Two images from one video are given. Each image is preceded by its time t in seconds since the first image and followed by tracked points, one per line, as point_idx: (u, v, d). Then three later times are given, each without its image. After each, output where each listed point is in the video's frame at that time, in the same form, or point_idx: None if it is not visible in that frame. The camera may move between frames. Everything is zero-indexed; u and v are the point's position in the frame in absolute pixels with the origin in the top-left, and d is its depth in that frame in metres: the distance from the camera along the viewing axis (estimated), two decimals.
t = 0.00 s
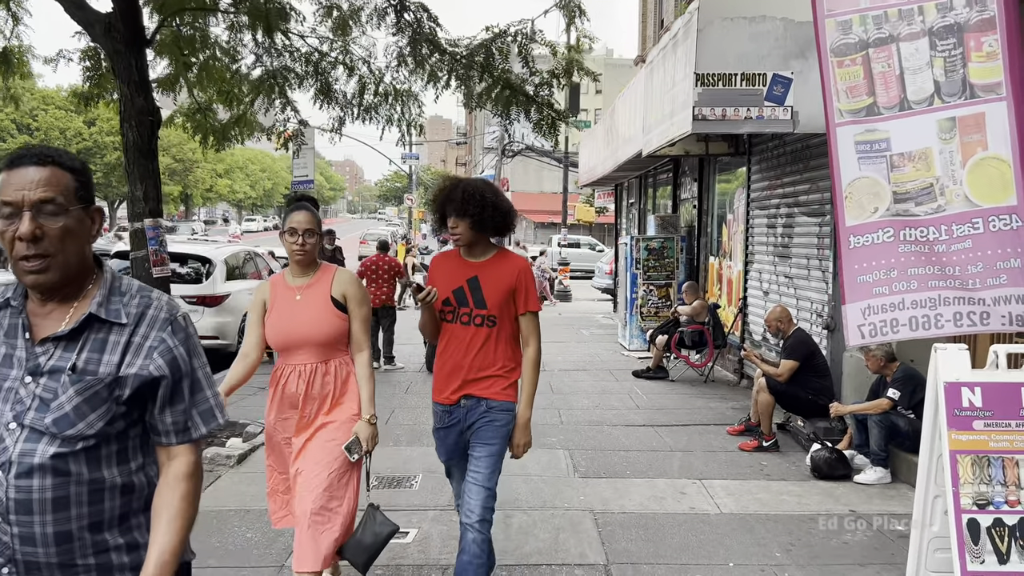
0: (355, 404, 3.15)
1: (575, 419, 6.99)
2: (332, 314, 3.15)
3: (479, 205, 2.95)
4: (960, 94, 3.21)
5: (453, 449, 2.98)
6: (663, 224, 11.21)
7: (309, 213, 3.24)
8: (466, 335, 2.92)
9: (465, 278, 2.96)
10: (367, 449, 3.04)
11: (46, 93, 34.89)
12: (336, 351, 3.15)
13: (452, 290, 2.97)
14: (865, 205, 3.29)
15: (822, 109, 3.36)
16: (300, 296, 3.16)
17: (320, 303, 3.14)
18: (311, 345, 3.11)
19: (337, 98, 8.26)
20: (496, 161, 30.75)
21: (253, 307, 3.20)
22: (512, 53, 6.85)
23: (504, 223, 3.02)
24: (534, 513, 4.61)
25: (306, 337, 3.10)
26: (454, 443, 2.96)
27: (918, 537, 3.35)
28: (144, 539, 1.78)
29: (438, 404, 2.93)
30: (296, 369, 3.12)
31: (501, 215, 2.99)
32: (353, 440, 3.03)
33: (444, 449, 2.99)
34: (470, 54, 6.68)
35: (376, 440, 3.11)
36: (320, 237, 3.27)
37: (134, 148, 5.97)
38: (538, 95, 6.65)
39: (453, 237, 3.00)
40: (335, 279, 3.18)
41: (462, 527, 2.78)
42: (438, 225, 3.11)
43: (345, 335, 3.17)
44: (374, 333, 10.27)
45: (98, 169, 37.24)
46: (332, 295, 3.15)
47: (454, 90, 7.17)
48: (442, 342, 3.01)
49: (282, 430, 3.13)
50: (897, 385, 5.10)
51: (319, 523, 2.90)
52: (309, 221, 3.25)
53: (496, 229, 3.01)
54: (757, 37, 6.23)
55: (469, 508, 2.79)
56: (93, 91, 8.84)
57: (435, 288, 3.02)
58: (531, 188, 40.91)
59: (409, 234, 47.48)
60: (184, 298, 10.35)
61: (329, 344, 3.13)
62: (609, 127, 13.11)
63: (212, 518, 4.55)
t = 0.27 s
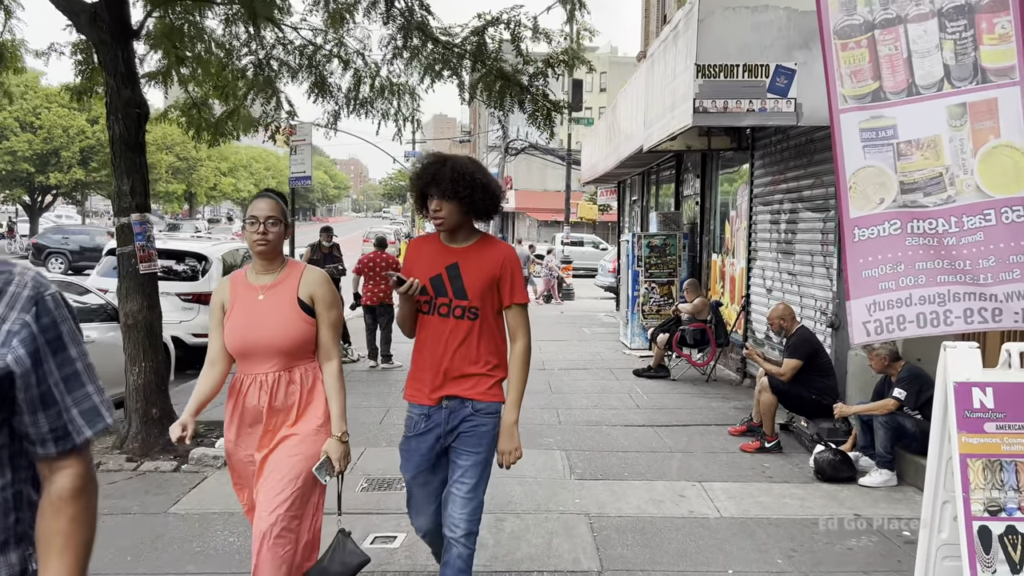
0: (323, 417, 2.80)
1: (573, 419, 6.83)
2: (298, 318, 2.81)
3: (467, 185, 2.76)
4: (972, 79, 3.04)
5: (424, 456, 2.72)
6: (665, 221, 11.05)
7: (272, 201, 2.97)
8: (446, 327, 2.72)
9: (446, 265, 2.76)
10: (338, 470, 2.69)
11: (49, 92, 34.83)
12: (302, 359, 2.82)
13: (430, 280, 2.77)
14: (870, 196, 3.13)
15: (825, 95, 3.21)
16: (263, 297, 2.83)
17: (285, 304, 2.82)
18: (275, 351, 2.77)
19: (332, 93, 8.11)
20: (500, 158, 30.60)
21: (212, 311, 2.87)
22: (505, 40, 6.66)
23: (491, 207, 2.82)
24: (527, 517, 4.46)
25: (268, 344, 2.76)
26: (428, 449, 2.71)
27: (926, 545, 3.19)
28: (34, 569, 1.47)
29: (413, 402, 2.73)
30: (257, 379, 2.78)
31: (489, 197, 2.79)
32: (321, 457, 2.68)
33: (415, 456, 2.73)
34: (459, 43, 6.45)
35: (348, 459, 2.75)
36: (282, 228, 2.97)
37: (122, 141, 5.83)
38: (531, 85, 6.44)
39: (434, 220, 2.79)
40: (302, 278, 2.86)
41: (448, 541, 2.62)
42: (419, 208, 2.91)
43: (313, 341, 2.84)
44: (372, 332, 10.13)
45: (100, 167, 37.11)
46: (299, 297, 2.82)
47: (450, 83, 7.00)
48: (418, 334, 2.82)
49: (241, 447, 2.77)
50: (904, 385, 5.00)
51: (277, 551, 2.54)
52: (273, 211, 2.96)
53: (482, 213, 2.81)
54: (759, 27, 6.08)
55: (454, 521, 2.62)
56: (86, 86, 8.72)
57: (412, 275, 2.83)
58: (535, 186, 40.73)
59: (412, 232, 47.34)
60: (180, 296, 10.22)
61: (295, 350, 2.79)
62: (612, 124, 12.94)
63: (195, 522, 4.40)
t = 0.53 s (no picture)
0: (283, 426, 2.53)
1: (572, 422, 6.67)
2: (254, 316, 2.52)
3: (443, 167, 2.43)
4: (985, 68, 2.88)
5: (392, 463, 2.36)
6: (668, 219, 10.88)
7: (227, 185, 2.64)
8: (422, 328, 2.38)
9: (422, 258, 2.42)
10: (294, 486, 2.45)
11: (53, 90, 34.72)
12: (259, 362, 2.54)
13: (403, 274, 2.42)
14: (877, 191, 2.96)
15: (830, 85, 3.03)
16: (215, 293, 2.54)
17: (239, 301, 2.52)
18: (227, 354, 2.49)
19: (327, 89, 7.95)
20: (503, 157, 30.44)
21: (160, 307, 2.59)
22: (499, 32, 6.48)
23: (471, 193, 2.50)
24: (520, 527, 4.30)
25: (219, 346, 2.48)
26: (398, 456, 2.36)
27: (936, 560, 3.02)
28: None
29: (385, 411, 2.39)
30: (208, 384, 2.50)
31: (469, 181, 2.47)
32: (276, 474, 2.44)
33: (382, 462, 2.35)
34: (450, 34, 6.22)
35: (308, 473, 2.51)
36: (241, 215, 2.66)
37: (108, 137, 5.68)
38: (526, 77, 6.23)
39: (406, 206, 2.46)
40: (259, 272, 2.56)
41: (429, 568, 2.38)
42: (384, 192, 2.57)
43: (271, 342, 2.55)
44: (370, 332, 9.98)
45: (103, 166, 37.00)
46: (255, 292, 2.53)
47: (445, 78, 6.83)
48: (389, 333, 2.47)
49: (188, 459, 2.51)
50: (911, 389, 4.83)
51: (230, 573, 2.39)
52: (228, 196, 2.64)
53: (462, 199, 2.48)
54: (763, 19, 5.91)
55: (435, 545, 2.38)
56: (77, 81, 8.57)
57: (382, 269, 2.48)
58: (539, 185, 40.56)
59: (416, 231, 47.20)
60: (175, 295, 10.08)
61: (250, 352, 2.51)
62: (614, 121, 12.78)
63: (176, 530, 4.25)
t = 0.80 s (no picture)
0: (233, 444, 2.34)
1: (572, 428, 6.50)
2: (199, 323, 2.31)
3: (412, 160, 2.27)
4: (1002, 62, 2.72)
5: (366, 492, 2.19)
6: (673, 219, 10.71)
7: (168, 176, 2.44)
8: (395, 345, 2.22)
9: (395, 267, 2.26)
10: (239, 513, 2.23)
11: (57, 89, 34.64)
12: (206, 372, 2.32)
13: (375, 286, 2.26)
14: (887, 193, 2.79)
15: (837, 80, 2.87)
16: (158, 296, 2.34)
17: (184, 307, 2.31)
18: (171, 365, 2.29)
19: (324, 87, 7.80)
20: (508, 156, 30.27)
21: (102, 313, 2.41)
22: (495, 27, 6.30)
23: (446, 189, 2.33)
24: (515, 541, 4.14)
25: (161, 355, 2.28)
26: (372, 485, 2.19)
27: None
28: None
29: (354, 433, 2.22)
30: (152, 397, 2.30)
31: (441, 176, 2.30)
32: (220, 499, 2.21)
33: (354, 491, 2.17)
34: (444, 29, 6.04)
35: (257, 496, 2.29)
36: (184, 210, 2.46)
37: (96, 137, 5.54)
38: (523, 74, 6.10)
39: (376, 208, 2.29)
40: (207, 273, 2.35)
41: None
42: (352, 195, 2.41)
43: (221, 350, 2.34)
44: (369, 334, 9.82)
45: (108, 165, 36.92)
46: (200, 296, 2.32)
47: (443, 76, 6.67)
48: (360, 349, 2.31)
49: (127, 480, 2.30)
50: (921, 396, 4.65)
51: None
52: (169, 189, 2.43)
53: (436, 196, 2.31)
54: (768, 15, 5.74)
55: None
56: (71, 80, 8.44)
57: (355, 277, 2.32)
58: (544, 184, 40.38)
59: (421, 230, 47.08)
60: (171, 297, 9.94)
61: (196, 363, 2.30)
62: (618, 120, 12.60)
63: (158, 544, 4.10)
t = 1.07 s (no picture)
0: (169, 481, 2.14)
1: (574, 433, 6.36)
2: (130, 349, 2.11)
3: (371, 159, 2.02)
4: None
5: (326, 548, 1.99)
6: (678, 219, 10.55)
7: (94, 180, 2.24)
8: (357, 372, 1.99)
9: (358, 282, 2.02)
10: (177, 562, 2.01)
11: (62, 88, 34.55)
12: (139, 402, 2.13)
13: (335, 307, 2.04)
14: (902, 192, 2.63)
15: (848, 70, 2.71)
16: (84, 318, 2.15)
17: (113, 331, 2.11)
18: (99, 397, 2.10)
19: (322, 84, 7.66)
20: (513, 155, 30.11)
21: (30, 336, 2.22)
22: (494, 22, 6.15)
23: (413, 191, 2.08)
24: (511, 553, 4.00)
25: (88, 385, 2.09)
26: (334, 540, 1.99)
27: None
28: None
29: (315, 475, 2.02)
30: (80, 431, 2.11)
31: (406, 176, 2.05)
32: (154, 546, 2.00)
33: (312, 547, 1.99)
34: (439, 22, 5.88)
35: (200, 541, 2.06)
36: (111, 214, 2.26)
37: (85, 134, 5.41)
38: (519, 69, 5.91)
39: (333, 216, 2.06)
40: (139, 291, 2.15)
41: None
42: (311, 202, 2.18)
43: (155, 377, 2.14)
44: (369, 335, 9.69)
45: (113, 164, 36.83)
46: (131, 318, 2.12)
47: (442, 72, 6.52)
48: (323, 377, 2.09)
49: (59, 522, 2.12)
50: (934, 403, 4.48)
51: None
52: (94, 193, 2.23)
53: (400, 200, 2.06)
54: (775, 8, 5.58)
55: None
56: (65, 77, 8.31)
57: (316, 293, 2.08)
58: (549, 183, 40.22)
59: (427, 230, 46.98)
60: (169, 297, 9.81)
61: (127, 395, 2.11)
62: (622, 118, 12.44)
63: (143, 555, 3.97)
